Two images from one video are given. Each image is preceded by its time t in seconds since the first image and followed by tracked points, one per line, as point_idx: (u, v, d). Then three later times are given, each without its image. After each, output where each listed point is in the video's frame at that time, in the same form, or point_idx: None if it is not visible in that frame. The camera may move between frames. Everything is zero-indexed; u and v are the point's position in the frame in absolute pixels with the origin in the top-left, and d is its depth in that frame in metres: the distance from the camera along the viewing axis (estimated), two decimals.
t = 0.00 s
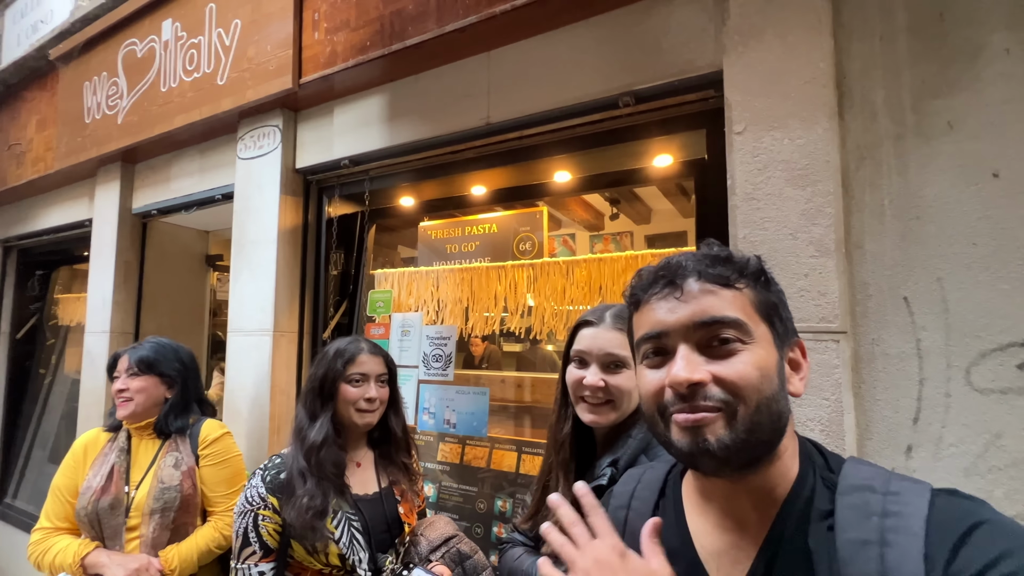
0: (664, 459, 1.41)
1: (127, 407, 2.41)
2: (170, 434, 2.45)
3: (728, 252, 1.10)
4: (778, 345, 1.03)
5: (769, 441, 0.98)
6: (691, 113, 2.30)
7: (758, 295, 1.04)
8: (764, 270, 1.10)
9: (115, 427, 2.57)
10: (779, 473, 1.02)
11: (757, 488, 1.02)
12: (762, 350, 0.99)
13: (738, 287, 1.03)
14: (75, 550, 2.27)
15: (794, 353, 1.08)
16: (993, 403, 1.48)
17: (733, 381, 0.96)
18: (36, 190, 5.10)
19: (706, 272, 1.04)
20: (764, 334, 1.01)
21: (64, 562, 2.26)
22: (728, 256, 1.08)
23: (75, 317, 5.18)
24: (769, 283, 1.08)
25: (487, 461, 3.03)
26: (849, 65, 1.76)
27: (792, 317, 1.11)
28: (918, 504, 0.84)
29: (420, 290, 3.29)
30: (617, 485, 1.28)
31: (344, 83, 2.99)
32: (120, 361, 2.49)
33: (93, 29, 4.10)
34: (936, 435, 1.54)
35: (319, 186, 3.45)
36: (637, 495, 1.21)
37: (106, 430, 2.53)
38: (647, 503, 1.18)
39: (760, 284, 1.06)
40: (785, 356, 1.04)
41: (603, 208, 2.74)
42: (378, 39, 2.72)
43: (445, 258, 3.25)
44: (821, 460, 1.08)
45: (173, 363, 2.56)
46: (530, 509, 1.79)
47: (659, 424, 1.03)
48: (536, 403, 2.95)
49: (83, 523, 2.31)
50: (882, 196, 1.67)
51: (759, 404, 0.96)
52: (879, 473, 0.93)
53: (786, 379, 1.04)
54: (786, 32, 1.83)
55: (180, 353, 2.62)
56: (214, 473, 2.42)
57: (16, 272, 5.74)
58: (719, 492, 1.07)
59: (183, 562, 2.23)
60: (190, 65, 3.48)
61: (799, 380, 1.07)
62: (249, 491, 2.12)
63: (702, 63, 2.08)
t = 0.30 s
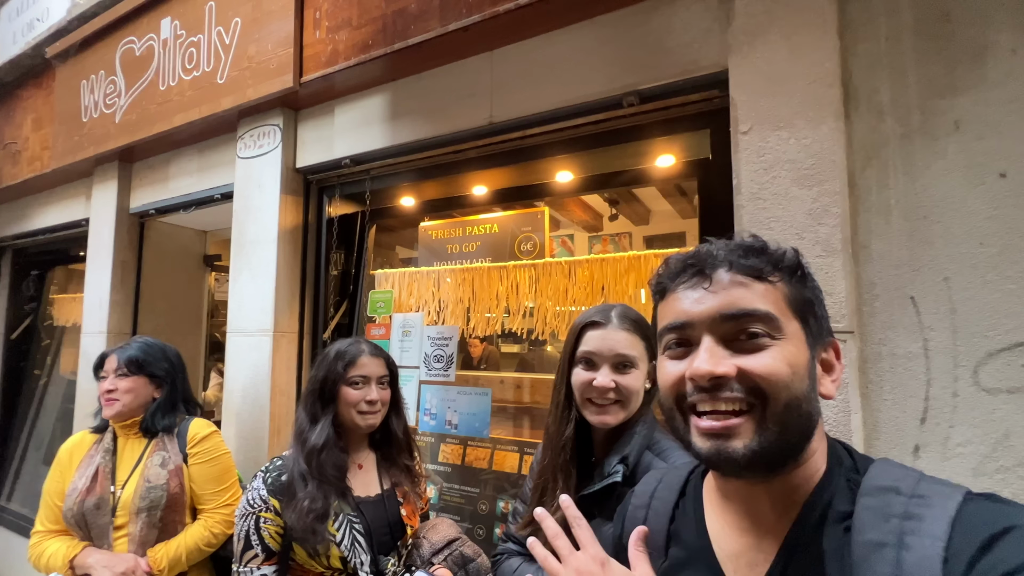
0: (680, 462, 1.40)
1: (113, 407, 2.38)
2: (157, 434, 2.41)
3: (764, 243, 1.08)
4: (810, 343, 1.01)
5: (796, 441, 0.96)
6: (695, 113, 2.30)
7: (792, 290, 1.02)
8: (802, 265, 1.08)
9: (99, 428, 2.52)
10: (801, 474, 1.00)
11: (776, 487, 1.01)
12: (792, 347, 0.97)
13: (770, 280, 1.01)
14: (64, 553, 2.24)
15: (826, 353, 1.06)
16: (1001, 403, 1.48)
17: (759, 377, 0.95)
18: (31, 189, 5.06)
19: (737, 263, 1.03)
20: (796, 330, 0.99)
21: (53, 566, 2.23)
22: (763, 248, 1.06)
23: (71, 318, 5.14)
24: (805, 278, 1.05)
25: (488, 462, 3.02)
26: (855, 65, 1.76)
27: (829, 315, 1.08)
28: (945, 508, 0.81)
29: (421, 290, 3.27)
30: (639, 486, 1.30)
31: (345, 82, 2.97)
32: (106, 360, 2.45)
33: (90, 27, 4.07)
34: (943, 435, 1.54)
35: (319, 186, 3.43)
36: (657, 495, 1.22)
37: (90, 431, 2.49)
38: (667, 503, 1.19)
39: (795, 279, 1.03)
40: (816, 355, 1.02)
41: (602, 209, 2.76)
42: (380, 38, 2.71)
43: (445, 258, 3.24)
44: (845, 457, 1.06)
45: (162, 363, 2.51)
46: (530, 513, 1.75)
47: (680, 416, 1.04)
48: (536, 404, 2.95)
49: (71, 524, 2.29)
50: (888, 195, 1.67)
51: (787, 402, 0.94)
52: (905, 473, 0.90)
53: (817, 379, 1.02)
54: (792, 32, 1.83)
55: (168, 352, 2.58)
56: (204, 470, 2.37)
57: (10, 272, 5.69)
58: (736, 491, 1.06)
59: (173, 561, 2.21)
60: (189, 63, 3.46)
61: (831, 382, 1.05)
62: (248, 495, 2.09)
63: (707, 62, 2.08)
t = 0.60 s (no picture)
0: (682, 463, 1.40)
1: (118, 406, 2.30)
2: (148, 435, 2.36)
3: (748, 241, 1.06)
4: (799, 340, 0.99)
5: (786, 438, 0.96)
6: (691, 118, 2.33)
7: (777, 287, 1.00)
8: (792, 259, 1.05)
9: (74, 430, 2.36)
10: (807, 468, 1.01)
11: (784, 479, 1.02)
12: (777, 346, 0.96)
13: (751, 280, 1.00)
14: (42, 560, 2.12)
15: (825, 346, 1.04)
16: (989, 403, 1.52)
17: (739, 380, 0.95)
18: (9, 183, 4.91)
19: (715, 265, 1.03)
20: (781, 329, 0.98)
21: (30, 574, 2.12)
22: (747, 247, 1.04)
23: (48, 316, 4.99)
24: (795, 273, 1.03)
25: (481, 464, 3.00)
26: (849, 73, 1.81)
27: (829, 307, 1.05)
28: (959, 503, 0.81)
29: (413, 291, 3.25)
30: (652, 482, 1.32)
31: (342, 80, 2.96)
32: (110, 357, 2.34)
33: (77, 18, 3.98)
34: (934, 434, 1.58)
35: (312, 184, 3.39)
36: (670, 493, 1.23)
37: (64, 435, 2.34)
38: (679, 500, 1.20)
39: (782, 275, 1.01)
40: (809, 350, 1.00)
41: (591, 215, 2.82)
42: (379, 36, 2.71)
43: (438, 259, 3.23)
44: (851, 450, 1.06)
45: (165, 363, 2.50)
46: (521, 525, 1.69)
47: (671, 420, 1.06)
48: (524, 408, 2.97)
49: (47, 529, 2.16)
50: (881, 200, 1.72)
51: (769, 403, 0.95)
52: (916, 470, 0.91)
53: (811, 375, 1.00)
54: (788, 40, 1.87)
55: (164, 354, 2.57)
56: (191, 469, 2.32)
57: None
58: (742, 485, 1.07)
59: (161, 562, 2.14)
60: (180, 57, 3.41)
61: (833, 375, 1.03)
62: (239, 494, 2.03)
63: (705, 68, 2.12)
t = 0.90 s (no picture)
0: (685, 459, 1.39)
1: (123, 402, 2.23)
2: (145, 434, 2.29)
3: (719, 240, 1.08)
4: (761, 335, 1.00)
5: (748, 433, 0.99)
6: (693, 121, 2.34)
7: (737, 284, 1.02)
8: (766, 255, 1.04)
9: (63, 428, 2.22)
10: (806, 462, 1.01)
11: (787, 470, 1.02)
12: (731, 345, 0.99)
13: (711, 280, 1.03)
14: (36, 567, 1.98)
15: (801, 343, 1.01)
16: (984, 402, 1.56)
17: (691, 376, 1.00)
18: None
19: (678, 267, 1.08)
20: (738, 325, 1.00)
21: None
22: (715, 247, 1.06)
23: (26, 310, 4.84)
24: (766, 269, 1.02)
25: (475, 464, 2.98)
26: (850, 79, 1.85)
27: (812, 302, 1.01)
28: (972, 492, 0.83)
29: (409, 289, 3.25)
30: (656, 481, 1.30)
31: (341, 74, 2.93)
32: (115, 351, 2.26)
33: (66, 5, 3.89)
34: (931, 433, 1.61)
35: (307, 179, 3.35)
36: (677, 488, 1.23)
37: (53, 436, 2.20)
38: (687, 496, 1.20)
39: (749, 273, 1.02)
40: (774, 344, 1.00)
41: (582, 218, 2.88)
42: (381, 31, 2.69)
43: (434, 258, 3.24)
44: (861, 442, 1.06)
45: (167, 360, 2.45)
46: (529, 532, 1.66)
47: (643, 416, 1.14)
48: (515, 410, 3.01)
49: (38, 537, 2.03)
50: (881, 204, 1.75)
51: (720, 398, 0.99)
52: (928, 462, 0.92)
53: (777, 373, 1.00)
54: (791, 45, 1.90)
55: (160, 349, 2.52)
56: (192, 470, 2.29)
57: None
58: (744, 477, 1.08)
59: (165, 566, 2.09)
60: (175, 47, 3.35)
61: (811, 373, 1.01)
62: (235, 491, 1.98)
63: (708, 71, 2.14)
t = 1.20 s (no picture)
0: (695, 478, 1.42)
1: (144, 411, 2.13)
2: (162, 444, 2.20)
3: (686, 271, 1.16)
4: (707, 367, 1.07)
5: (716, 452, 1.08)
6: (703, 127, 2.34)
7: (689, 318, 1.11)
8: (716, 287, 1.08)
9: (74, 439, 2.08)
10: (816, 490, 1.03)
11: (791, 494, 1.05)
12: (679, 374, 1.11)
13: (670, 312, 1.16)
14: None
15: (745, 375, 1.03)
16: (1000, 413, 1.57)
17: (657, 396, 1.17)
18: None
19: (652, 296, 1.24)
20: (688, 357, 1.10)
21: None
22: (675, 281, 1.17)
23: (8, 308, 4.68)
24: (712, 301, 1.07)
25: (477, 470, 2.93)
26: (865, 88, 1.85)
27: (757, 333, 1.02)
28: (1008, 508, 0.84)
29: (410, 291, 3.20)
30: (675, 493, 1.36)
31: (344, 72, 2.88)
32: (137, 356, 2.17)
33: None
34: (947, 443, 1.61)
35: (307, 178, 3.29)
36: (696, 503, 1.29)
37: (63, 447, 2.06)
38: (705, 512, 1.26)
39: (697, 306, 1.10)
40: (719, 375, 1.06)
41: (577, 222, 2.89)
42: (387, 29, 2.64)
43: (435, 259, 3.19)
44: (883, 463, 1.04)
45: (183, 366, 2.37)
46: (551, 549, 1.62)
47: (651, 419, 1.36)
48: (510, 413, 2.98)
49: (56, 558, 1.89)
50: (896, 213, 1.75)
51: (672, 419, 1.13)
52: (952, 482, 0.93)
53: (723, 401, 1.07)
54: (807, 52, 1.90)
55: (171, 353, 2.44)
56: (212, 481, 2.25)
57: None
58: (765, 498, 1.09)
59: None
60: (171, 40, 3.27)
61: (750, 404, 1.02)
62: (230, 503, 1.90)
63: (721, 77, 2.13)
